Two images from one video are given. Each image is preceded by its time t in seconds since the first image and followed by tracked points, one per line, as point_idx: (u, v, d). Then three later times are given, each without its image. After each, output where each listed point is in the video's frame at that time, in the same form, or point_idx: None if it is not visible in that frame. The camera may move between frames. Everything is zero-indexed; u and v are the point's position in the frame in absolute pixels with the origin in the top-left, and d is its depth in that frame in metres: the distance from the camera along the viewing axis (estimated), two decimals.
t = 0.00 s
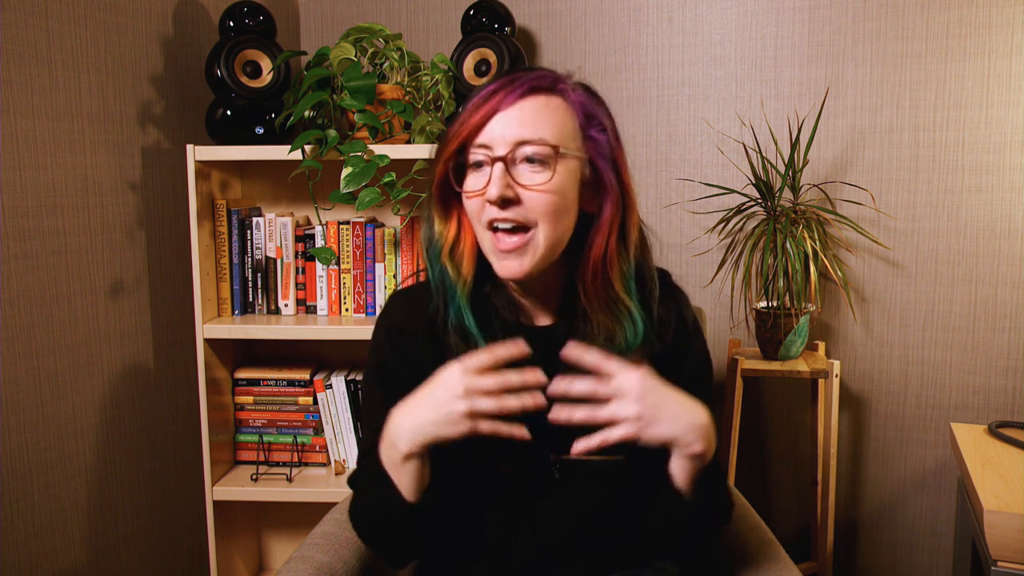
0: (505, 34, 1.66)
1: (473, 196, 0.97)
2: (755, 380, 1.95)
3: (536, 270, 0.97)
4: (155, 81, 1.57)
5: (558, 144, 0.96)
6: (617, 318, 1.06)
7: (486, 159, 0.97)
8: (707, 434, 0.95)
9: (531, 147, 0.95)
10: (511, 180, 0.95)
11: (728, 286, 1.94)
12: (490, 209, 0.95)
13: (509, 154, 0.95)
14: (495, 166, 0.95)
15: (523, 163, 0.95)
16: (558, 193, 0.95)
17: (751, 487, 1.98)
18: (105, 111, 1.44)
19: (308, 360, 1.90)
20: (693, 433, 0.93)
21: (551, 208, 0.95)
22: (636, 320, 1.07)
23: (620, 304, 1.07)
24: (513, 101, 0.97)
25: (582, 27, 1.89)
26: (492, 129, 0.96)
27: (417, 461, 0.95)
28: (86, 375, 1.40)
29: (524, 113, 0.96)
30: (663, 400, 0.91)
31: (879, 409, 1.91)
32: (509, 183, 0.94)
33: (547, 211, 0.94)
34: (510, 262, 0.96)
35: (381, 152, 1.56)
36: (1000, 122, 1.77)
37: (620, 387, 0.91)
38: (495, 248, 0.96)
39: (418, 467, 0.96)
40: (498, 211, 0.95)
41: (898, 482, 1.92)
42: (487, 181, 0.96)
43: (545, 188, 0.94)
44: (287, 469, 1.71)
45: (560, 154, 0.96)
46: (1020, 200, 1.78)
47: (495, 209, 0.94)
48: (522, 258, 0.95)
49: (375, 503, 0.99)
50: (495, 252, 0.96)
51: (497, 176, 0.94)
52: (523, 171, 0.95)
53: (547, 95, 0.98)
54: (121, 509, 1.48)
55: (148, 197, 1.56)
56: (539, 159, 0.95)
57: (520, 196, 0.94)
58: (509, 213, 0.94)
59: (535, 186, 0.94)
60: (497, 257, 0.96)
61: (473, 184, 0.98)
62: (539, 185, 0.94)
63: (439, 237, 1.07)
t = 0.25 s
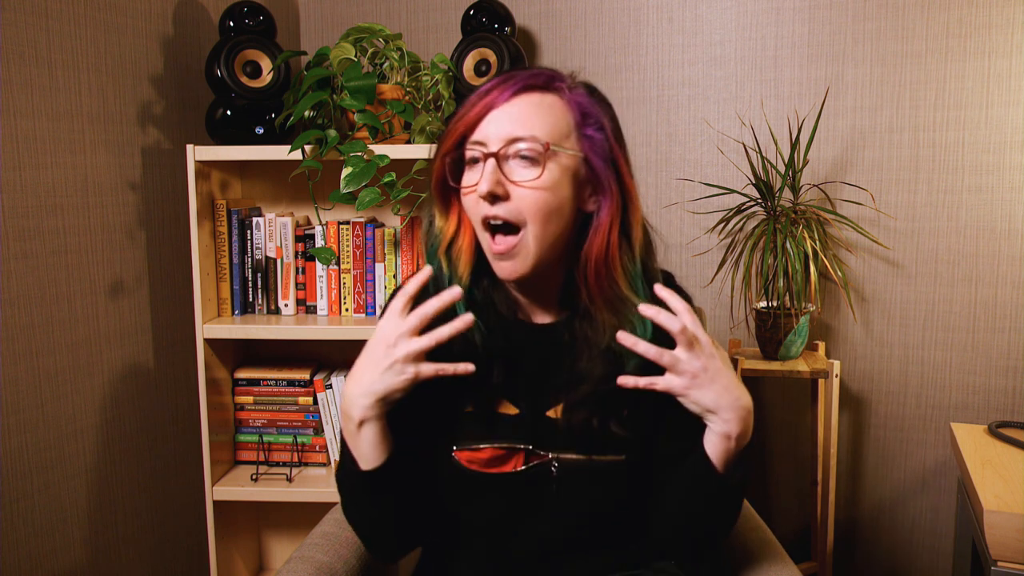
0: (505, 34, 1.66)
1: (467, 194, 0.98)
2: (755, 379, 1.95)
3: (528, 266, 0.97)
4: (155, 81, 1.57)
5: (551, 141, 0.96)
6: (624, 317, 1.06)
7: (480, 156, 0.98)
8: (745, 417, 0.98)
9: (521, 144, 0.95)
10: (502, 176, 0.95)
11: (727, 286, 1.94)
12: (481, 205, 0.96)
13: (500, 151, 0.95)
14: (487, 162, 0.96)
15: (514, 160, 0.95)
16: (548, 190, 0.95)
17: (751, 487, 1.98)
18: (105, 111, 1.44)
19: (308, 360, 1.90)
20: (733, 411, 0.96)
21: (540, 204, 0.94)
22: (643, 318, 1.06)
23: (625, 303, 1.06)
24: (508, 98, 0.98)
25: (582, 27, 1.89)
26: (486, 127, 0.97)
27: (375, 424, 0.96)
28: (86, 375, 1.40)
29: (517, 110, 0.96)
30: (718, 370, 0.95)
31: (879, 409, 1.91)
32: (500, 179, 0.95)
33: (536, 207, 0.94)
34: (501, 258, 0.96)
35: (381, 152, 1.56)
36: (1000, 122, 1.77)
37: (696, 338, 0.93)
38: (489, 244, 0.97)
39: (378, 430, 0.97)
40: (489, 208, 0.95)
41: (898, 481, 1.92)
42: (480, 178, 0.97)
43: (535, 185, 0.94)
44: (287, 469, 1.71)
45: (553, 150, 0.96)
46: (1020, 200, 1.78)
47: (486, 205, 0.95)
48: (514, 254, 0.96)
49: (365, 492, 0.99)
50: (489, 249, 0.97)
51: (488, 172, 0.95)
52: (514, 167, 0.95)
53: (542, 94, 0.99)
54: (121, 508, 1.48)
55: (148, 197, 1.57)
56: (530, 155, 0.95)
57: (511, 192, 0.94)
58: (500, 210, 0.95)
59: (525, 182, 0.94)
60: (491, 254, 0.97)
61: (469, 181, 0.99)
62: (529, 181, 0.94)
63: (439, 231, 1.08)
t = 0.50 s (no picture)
0: (505, 34, 1.66)
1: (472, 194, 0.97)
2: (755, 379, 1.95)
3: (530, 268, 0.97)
4: (155, 81, 1.57)
5: (557, 143, 0.97)
6: (613, 314, 1.05)
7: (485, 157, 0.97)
8: (755, 411, 0.97)
9: (529, 145, 0.95)
10: (510, 177, 0.95)
11: (727, 286, 1.94)
12: (487, 206, 0.95)
13: (507, 152, 0.95)
14: (493, 163, 0.95)
15: (521, 161, 0.95)
16: (555, 191, 0.95)
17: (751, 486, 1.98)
18: (104, 111, 1.43)
19: (308, 360, 1.90)
20: (745, 404, 0.95)
21: (547, 206, 0.94)
22: (631, 314, 1.06)
23: (615, 302, 1.06)
24: (513, 99, 0.98)
25: (582, 27, 1.89)
26: (492, 128, 0.97)
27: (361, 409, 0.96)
28: (86, 375, 1.40)
29: (524, 112, 0.96)
30: (735, 362, 0.94)
31: (879, 409, 1.91)
32: (507, 180, 0.94)
33: (543, 208, 0.94)
34: (506, 259, 0.95)
35: (381, 152, 1.56)
36: (1000, 122, 1.77)
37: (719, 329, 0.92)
38: (493, 245, 0.96)
39: (365, 416, 0.97)
40: (495, 208, 0.94)
41: (899, 481, 1.92)
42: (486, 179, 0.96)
43: (542, 186, 0.94)
44: (287, 469, 1.71)
45: (560, 153, 0.96)
46: (1020, 200, 1.78)
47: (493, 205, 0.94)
48: (516, 254, 0.95)
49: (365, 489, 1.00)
50: (492, 249, 0.96)
51: (495, 173, 0.94)
52: (521, 169, 0.95)
53: (548, 96, 0.99)
54: (121, 509, 1.48)
55: (147, 197, 1.56)
56: (537, 157, 0.95)
57: (518, 194, 0.94)
58: (506, 210, 0.94)
59: (532, 184, 0.94)
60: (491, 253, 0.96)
61: (473, 182, 0.98)
62: (536, 182, 0.94)
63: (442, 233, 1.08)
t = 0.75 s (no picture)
0: (505, 34, 1.66)
1: (501, 173, 0.95)
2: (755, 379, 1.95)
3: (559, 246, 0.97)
4: (155, 81, 1.57)
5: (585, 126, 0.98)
6: (612, 288, 1.06)
7: (513, 136, 0.96)
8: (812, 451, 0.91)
9: (562, 125, 0.96)
10: (543, 157, 0.94)
11: (728, 286, 1.94)
12: (521, 185, 0.94)
13: (539, 132, 0.95)
14: (526, 143, 0.95)
15: (552, 142, 0.95)
16: (585, 174, 0.96)
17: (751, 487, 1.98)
18: (105, 111, 1.44)
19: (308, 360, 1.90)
20: (803, 444, 0.90)
21: (578, 188, 0.96)
22: (632, 288, 1.06)
23: (616, 278, 1.06)
24: (540, 80, 0.97)
25: (582, 27, 1.89)
26: (521, 107, 0.96)
27: (310, 438, 0.92)
28: (86, 375, 1.40)
29: (552, 92, 0.97)
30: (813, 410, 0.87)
31: (879, 409, 1.91)
32: (542, 160, 0.94)
33: (574, 190, 0.95)
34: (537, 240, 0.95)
35: (381, 152, 1.56)
36: (1000, 122, 1.77)
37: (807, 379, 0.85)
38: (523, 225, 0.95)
39: (316, 442, 0.93)
40: (529, 188, 0.94)
41: (898, 481, 1.92)
42: (517, 158, 0.95)
43: (575, 167, 0.95)
44: (287, 469, 1.71)
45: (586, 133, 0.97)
46: (1020, 200, 1.78)
47: (529, 183, 0.93)
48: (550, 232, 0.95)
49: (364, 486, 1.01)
50: (522, 229, 0.95)
51: (530, 153, 0.94)
52: (553, 149, 0.95)
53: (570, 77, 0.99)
54: (121, 509, 1.48)
55: (148, 197, 1.56)
56: (568, 137, 0.96)
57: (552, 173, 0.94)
58: (539, 190, 0.94)
59: (565, 164, 0.95)
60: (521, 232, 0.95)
61: (498, 161, 0.97)
62: (569, 163, 0.95)
63: (448, 219, 1.07)
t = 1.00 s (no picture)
0: (505, 34, 1.66)
1: (510, 177, 0.95)
2: (755, 379, 1.95)
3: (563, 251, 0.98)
4: (155, 81, 1.57)
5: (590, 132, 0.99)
6: (611, 295, 1.07)
7: (523, 139, 0.96)
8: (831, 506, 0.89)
9: (571, 131, 0.97)
10: (553, 162, 0.95)
11: (728, 286, 1.94)
12: (531, 190, 0.94)
13: (549, 137, 0.96)
14: (536, 147, 0.95)
15: (562, 147, 0.97)
16: (591, 179, 0.98)
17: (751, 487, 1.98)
18: (104, 111, 1.44)
19: (308, 360, 1.90)
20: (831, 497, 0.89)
21: (585, 193, 0.97)
22: (631, 295, 1.08)
23: (616, 282, 1.08)
24: (550, 83, 0.97)
25: (582, 27, 1.89)
26: (532, 112, 0.96)
27: (286, 479, 0.89)
28: (86, 375, 1.40)
29: (563, 96, 0.97)
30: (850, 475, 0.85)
31: (879, 409, 1.91)
32: (553, 165, 0.95)
33: (581, 196, 0.97)
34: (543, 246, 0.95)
35: (381, 152, 1.56)
36: (1000, 122, 1.77)
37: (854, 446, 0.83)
38: (530, 230, 0.95)
39: (294, 486, 0.90)
40: (540, 193, 0.94)
41: (898, 482, 1.92)
42: (527, 163, 0.95)
43: (583, 173, 0.97)
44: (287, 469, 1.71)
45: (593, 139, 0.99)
46: (1020, 200, 1.78)
47: (539, 189, 0.94)
48: (557, 237, 0.95)
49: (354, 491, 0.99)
50: (529, 233, 0.95)
51: (541, 158, 0.95)
52: (562, 155, 0.96)
53: (577, 80, 1.00)
54: (121, 509, 1.48)
55: (147, 197, 1.56)
56: (577, 143, 0.97)
57: (561, 179, 0.95)
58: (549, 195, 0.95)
59: (574, 170, 0.96)
60: (526, 237, 0.95)
61: (507, 165, 0.97)
62: (578, 169, 0.96)
63: (449, 222, 1.07)
